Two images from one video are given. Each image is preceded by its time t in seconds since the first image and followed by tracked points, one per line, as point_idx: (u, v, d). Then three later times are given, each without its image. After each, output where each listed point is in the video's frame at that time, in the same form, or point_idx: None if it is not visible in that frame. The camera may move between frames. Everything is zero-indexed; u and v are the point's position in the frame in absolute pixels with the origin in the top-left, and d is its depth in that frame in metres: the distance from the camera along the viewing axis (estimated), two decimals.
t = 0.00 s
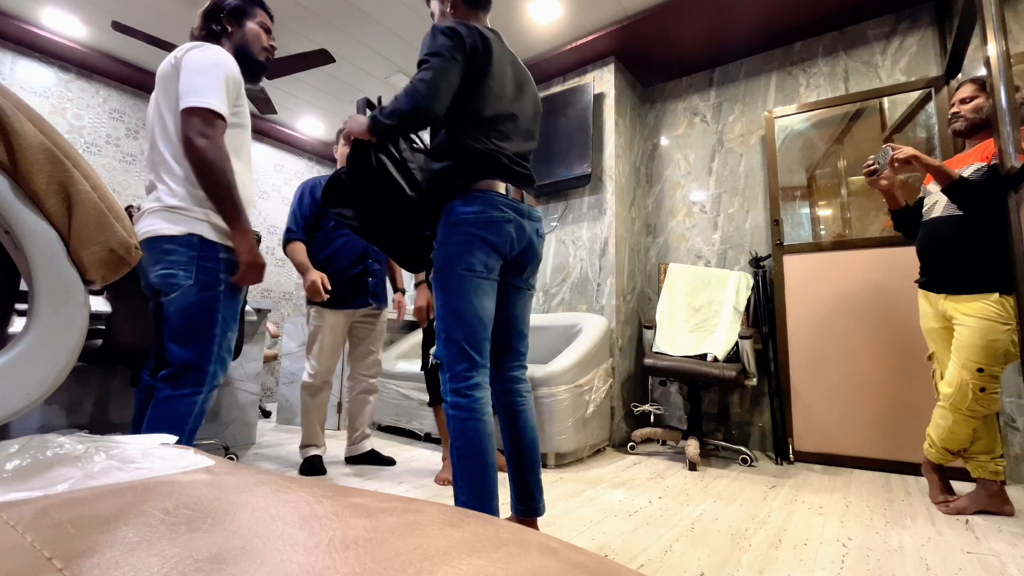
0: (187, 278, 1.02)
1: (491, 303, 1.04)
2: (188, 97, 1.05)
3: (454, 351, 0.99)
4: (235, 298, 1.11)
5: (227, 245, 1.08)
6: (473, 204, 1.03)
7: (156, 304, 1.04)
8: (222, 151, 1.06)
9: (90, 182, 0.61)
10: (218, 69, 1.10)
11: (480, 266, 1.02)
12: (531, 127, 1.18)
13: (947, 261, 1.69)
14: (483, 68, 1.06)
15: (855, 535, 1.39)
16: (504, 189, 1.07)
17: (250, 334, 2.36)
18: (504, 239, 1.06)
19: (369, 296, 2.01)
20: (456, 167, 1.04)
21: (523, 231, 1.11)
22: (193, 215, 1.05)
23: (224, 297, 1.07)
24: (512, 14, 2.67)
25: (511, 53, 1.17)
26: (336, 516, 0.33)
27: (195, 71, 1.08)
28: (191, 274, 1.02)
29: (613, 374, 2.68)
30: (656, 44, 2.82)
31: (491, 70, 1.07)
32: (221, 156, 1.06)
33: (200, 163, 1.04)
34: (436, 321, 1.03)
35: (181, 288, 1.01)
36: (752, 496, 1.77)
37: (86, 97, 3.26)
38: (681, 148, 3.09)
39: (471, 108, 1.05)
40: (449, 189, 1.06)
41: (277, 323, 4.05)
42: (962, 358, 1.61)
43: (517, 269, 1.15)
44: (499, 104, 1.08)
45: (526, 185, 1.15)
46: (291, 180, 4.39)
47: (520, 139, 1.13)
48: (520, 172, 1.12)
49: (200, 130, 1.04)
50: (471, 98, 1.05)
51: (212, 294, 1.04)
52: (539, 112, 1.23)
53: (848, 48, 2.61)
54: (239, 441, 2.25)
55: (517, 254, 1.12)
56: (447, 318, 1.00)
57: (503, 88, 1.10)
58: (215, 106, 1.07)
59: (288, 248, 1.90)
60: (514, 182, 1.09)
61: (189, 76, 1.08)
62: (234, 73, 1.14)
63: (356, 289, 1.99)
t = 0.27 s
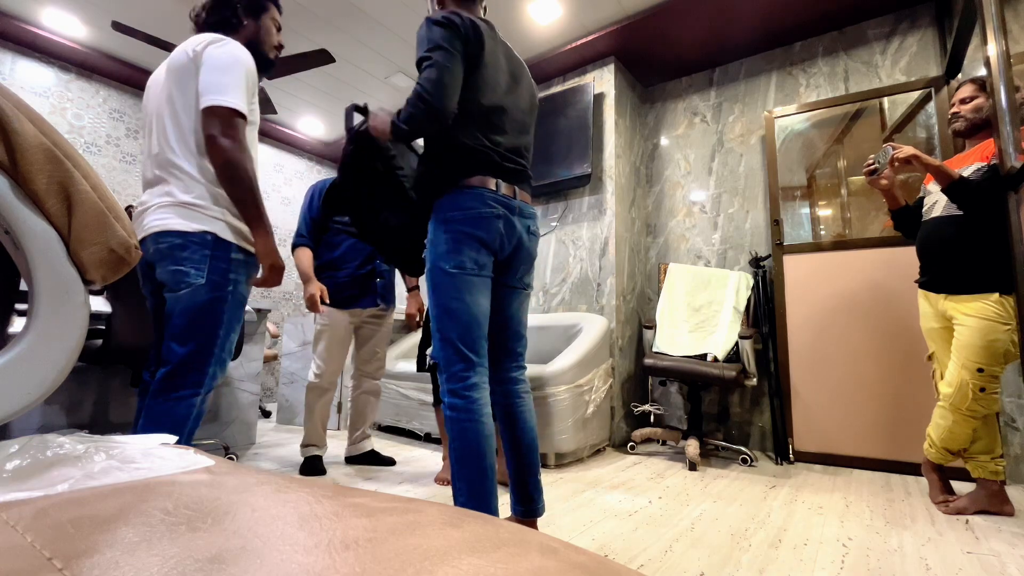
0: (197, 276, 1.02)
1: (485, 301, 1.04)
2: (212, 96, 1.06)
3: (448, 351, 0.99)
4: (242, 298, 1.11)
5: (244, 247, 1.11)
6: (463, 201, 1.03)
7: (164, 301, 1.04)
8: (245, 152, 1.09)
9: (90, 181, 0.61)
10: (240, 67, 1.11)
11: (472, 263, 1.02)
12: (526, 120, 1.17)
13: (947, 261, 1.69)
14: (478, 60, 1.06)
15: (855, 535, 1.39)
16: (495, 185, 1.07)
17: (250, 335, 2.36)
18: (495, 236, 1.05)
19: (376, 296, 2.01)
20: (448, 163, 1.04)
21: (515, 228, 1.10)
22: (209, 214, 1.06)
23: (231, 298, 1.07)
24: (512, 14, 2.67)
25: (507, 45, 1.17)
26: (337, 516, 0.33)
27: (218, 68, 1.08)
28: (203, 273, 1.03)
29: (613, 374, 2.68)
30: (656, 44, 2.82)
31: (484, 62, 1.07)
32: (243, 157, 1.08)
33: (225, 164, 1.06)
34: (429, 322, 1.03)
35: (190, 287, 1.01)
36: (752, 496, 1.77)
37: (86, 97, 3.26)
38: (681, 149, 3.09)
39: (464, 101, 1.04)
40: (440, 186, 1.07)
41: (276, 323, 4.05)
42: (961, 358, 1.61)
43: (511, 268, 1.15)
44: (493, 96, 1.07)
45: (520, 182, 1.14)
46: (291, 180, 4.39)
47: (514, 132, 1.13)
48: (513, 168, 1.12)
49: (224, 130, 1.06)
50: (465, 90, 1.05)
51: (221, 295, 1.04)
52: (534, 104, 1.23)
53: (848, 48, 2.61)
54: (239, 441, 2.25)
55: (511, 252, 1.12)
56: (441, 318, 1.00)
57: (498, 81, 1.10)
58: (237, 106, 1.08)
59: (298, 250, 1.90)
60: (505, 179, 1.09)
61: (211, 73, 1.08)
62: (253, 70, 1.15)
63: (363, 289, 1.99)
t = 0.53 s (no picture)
0: (204, 278, 1.02)
1: (476, 300, 1.03)
2: (231, 98, 1.07)
3: (439, 351, 0.99)
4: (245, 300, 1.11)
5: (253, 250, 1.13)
6: (451, 198, 1.02)
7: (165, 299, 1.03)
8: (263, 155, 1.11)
9: (90, 182, 0.61)
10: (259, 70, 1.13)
11: (461, 262, 1.01)
12: (520, 113, 1.16)
13: (947, 261, 1.69)
14: (470, 53, 1.05)
15: (855, 535, 1.39)
16: (487, 180, 1.05)
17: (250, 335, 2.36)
18: (485, 233, 1.04)
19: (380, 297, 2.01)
20: (438, 158, 1.03)
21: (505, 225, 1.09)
22: (220, 214, 1.07)
23: (236, 299, 1.07)
24: (512, 14, 2.67)
25: (501, 38, 1.16)
26: (337, 516, 0.33)
27: (239, 70, 1.10)
28: (211, 274, 1.03)
29: (613, 374, 2.68)
30: (656, 44, 2.81)
31: (476, 55, 1.06)
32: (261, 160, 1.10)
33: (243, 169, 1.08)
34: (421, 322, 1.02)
35: (198, 287, 1.01)
36: (752, 496, 1.77)
37: (86, 97, 3.26)
38: (680, 149, 3.09)
39: (455, 95, 1.02)
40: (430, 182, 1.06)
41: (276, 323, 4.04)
42: (961, 358, 1.61)
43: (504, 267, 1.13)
44: (486, 89, 1.06)
45: (513, 177, 1.12)
46: (291, 180, 4.39)
47: (507, 125, 1.11)
48: (507, 163, 1.10)
49: (244, 133, 1.08)
50: (456, 83, 1.03)
51: (227, 296, 1.05)
52: (529, 96, 1.21)
53: (848, 48, 2.61)
54: (239, 441, 2.25)
55: (503, 251, 1.11)
56: (432, 318, 1.00)
57: (491, 73, 1.08)
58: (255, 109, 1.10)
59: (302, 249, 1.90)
60: (498, 175, 1.07)
61: (232, 75, 1.09)
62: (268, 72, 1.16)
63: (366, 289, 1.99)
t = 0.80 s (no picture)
0: (206, 279, 1.02)
1: (466, 300, 1.02)
2: (236, 99, 1.08)
3: (428, 353, 0.99)
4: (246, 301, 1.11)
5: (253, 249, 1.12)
6: (438, 198, 1.02)
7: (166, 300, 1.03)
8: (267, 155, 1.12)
9: (90, 182, 0.61)
10: (263, 70, 1.13)
11: (450, 261, 1.00)
12: (515, 106, 1.14)
13: (947, 261, 1.69)
14: (461, 47, 1.03)
15: (855, 535, 1.39)
16: (477, 177, 1.05)
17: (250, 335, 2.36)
18: (473, 231, 1.03)
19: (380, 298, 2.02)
20: (428, 155, 1.03)
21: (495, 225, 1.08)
22: (221, 213, 1.07)
23: (238, 300, 1.07)
24: (512, 14, 2.67)
25: (497, 29, 1.14)
26: (337, 516, 0.33)
27: (244, 70, 1.10)
28: (214, 275, 1.03)
29: (613, 374, 2.68)
30: (656, 44, 2.81)
31: (468, 49, 1.04)
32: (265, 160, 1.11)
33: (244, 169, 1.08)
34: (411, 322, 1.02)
35: (200, 287, 1.01)
36: (752, 496, 1.77)
37: (86, 97, 3.26)
38: (680, 148, 3.09)
39: (445, 91, 1.01)
40: (418, 180, 1.06)
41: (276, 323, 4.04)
42: (961, 358, 1.61)
43: (498, 267, 1.12)
44: (478, 83, 1.04)
45: (507, 174, 1.12)
46: (291, 180, 4.39)
47: (500, 119, 1.10)
48: (500, 160, 1.09)
49: (250, 134, 1.09)
50: (446, 79, 1.02)
51: (229, 297, 1.05)
52: (525, 88, 1.19)
53: (848, 48, 2.61)
54: (239, 441, 2.25)
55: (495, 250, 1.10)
56: (421, 319, 1.00)
57: (484, 67, 1.06)
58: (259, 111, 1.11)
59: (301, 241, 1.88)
60: (490, 172, 1.07)
61: (236, 75, 1.09)
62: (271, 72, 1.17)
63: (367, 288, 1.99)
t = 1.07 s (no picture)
0: (203, 278, 1.02)
1: (470, 299, 1.01)
2: (221, 98, 1.07)
3: (432, 354, 0.99)
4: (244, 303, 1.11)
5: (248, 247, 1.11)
6: (438, 197, 1.01)
7: (165, 301, 1.02)
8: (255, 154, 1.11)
9: (89, 181, 0.61)
10: (251, 68, 1.12)
11: (451, 261, 1.00)
12: (517, 95, 1.11)
13: (947, 261, 1.69)
14: (454, 38, 1.01)
15: (855, 535, 1.39)
16: (478, 168, 1.04)
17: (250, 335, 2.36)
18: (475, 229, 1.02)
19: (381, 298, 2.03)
20: (424, 151, 1.03)
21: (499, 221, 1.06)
22: (214, 212, 1.06)
23: (236, 299, 1.08)
24: (512, 14, 2.67)
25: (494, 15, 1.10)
26: (337, 516, 0.33)
27: (230, 68, 1.09)
28: (211, 275, 1.03)
29: (613, 374, 2.68)
30: (656, 44, 2.81)
31: (461, 39, 1.02)
32: (253, 158, 1.10)
33: (234, 168, 1.07)
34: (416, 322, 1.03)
35: (197, 287, 1.00)
36: (752, 496, 1.77)
37: (86, 97, 3.26)
38: (681, 148, 3.09)
39: (439, 84, 1.00)
40: (417, 176, 1.06)
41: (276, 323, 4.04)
42: (961, 358, 1.61)
43: (504, 266, 1.10)
44: (473, 74, 1.02)
45: (513, 165, 1.09)
46: (291, 180, 4.39)
47: (502, 109, 1.07)
48: (502, 151, 1.06)
49: (238, 132, 1.08)
50: (440, 71, 1.00)
51: (227, 296, 1.05)
52: (528, 75, 1.15)
53: (848, 48, 2.61)
54: (239, 441, 2.25)
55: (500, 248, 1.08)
56: (425, 319, 1.00)
57: (479, 57, 1.04)
58: (245, 108, 1.09)
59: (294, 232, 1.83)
60: (493, 165, 1.05)
61: (222, 73, 1.09)
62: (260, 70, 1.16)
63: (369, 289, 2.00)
